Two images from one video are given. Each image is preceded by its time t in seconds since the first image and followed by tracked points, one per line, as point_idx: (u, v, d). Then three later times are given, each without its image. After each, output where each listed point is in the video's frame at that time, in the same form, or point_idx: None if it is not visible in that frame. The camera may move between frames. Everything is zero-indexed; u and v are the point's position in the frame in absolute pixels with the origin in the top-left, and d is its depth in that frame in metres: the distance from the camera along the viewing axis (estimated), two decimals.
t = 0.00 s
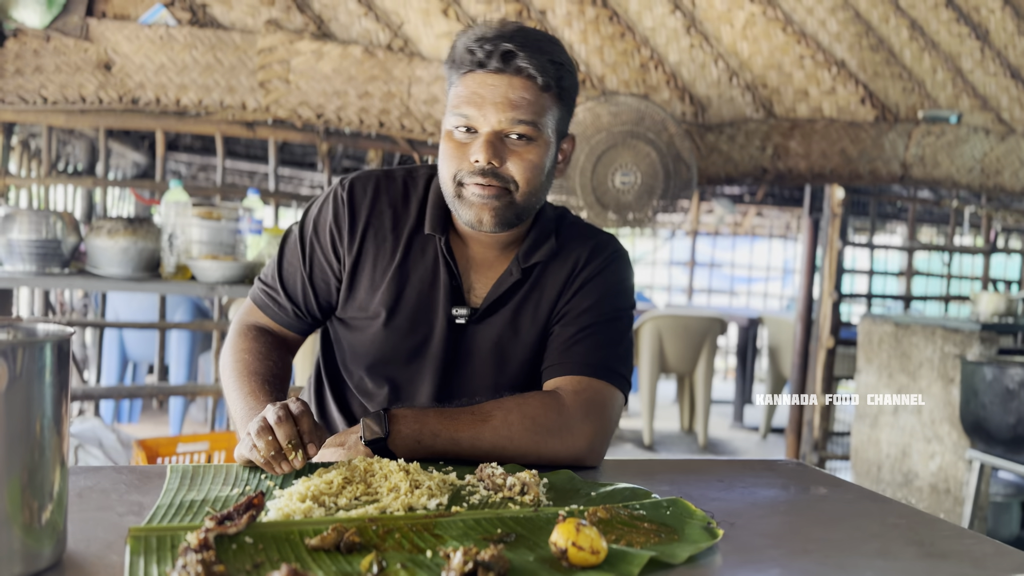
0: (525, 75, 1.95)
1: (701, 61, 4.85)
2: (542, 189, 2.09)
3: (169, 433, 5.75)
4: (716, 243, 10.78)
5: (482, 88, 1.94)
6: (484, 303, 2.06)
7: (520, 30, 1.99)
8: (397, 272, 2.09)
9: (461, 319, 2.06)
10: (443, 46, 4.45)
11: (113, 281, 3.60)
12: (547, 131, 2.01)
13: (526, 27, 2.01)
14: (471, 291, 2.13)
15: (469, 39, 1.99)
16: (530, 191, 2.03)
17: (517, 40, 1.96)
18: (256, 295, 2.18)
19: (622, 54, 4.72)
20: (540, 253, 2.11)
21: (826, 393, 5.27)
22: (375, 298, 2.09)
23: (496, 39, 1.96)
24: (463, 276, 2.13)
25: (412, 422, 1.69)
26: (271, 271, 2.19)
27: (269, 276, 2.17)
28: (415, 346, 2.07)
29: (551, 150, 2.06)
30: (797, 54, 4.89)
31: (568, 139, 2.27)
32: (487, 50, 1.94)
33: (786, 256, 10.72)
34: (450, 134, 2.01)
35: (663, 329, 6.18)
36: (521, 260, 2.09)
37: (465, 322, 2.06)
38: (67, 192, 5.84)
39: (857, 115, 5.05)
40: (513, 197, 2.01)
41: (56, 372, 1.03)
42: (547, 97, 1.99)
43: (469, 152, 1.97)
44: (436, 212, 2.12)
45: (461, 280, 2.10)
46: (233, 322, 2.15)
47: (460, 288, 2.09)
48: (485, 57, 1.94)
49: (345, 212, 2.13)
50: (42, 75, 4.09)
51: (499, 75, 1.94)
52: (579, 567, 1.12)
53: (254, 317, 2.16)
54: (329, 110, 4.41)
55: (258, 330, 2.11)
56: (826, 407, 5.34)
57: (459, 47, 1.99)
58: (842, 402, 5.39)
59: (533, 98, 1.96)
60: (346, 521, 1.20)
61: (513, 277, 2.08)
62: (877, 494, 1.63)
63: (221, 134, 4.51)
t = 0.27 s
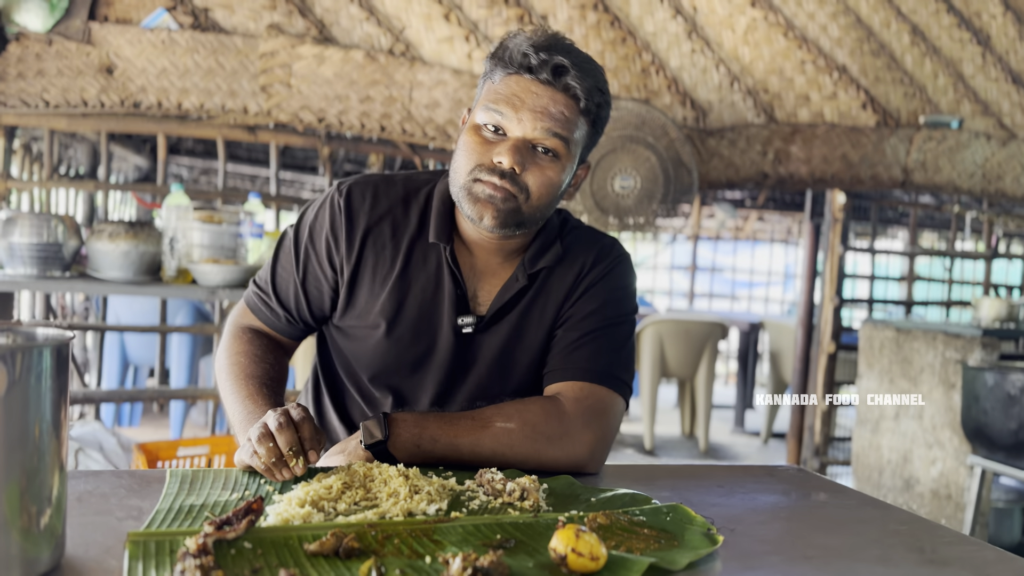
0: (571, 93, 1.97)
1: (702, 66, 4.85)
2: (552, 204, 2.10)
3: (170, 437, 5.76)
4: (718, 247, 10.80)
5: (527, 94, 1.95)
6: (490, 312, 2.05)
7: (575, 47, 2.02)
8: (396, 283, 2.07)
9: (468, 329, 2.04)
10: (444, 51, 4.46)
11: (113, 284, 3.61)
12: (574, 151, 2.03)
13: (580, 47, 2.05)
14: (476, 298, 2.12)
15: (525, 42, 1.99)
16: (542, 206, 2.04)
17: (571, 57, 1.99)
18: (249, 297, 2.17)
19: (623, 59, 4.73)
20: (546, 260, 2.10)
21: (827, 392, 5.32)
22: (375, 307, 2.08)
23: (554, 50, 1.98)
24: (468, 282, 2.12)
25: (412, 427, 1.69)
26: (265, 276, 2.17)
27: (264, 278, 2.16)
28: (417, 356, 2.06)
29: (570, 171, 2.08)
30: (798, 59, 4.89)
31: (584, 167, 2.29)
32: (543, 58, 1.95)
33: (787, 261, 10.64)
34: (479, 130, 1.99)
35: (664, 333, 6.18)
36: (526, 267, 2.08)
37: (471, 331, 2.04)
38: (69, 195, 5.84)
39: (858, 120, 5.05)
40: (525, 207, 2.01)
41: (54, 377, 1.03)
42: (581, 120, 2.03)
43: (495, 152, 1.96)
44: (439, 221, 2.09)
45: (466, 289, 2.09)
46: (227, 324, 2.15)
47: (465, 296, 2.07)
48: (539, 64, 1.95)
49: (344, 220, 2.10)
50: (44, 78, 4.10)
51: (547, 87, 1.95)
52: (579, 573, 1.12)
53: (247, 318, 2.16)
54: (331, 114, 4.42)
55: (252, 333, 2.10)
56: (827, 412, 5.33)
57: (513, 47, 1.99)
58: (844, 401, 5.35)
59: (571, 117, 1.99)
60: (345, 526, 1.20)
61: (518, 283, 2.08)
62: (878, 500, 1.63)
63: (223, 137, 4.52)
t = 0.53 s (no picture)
0: (572, 112, 1.93)
1: (704, 70, 4.85)
2: (549, 221, 2.07)
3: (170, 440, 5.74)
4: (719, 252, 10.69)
5: (528, 112, 1.90)
6: (490, 322, 2.05)
7: (579, 63, 1.97)
8: (387, 297, 2.05)
9: (469, 341, 2.03)
10: (446, 55, 4.47)
11: (114, 287, 3.61)
12: (572, 170, 2.00)
13: (584, 62, 1.99)
14: (475, 306, 2.11)
15: (528, 55, 1.94)
16: (537, 224, 2.01)
17: (575, 75, 1.94)
18: (240, 302, 2.16)
19: (624, 63, 4.73)
20: (544, 266, 2.09)
21: (827, 393, 5.31)
22: (368, 319, 2.07)
23: (558, 67, 1.93)
24: (467, 289, 2.12)
25: (412, 433, 1.69)
26: (255, 284, 2.15)
27: (254, 285, 2.14)
28: (414, 367, 2.06)
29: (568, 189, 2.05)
30: (800, 64, 4.89)
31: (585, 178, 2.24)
32: (546, 76, 1.90)
33: (788, 265, 10.68)
34: (477, 145, 1.95)
35: (665, 337, 6.17)
36: (525, 275, 2.07)
37: (472, 342, 2.04)
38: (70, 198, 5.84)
39: (860, 124, 5.05)
40: (520, 226, 1.98)
41: (53, 381, 1.02)
42: (582, 139, 1.99)
43: (493, 170, 1.92)
44: (433, 233, 2.06)
45: (465, 299, 2.07)
46: (218, 327, 2.15)
47: (465, 309, 2.05)
48: (542, 82, 1.90)
49: (334, 231, 2.07)
50: (46, 82, 4.11)
51: (550, 106, 1.91)
52: None
53: (238, 323, 2.15)
54: (332, 117, 4.41)
55: (245, 337, 2.11)
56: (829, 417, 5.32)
57: (516, 61, 1.94)
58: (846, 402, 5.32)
59: (571, 137, 1.95)
60: (346, 530, 1.20)
61: (518, 290, 2.06)
62: (880, 506, 1.62)
63: (224, 141, 4.52)
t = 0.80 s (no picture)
0: (564, 116, 1.92)
1: (705, 74, 4.86)
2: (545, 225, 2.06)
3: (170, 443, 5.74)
4: (720, 254, 10.74)
5: (521, 117, 1.88)
6: (485, 325, 2.04)
7: (567, 66, 1.96)
8: (381, 303, 2.05)
9: (464, 345, 2.03)
10: (448, 58, 4.47)
11: (115, 289, 3.62)
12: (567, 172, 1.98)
13: (571, 64, 1.98)
14: (470, 310, 2.11)
15: (515, 62, 1.93)
16: (535, 228, 2.00)
17: (564, 78, 1.93)
18: (234, 310, 2.17)
19: (625, 66, 4.73)
20: (539, 269, 2.09)
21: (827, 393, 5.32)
22: (362, 325, 2.06)
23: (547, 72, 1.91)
24: (462, 293, 2.11)
25: (413, 436, 1.68)
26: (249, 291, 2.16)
27: (248, 293, 2.15)
28: (410, 371, 2.05)
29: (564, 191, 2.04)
30: (801, 67, 4.90)
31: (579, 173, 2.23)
32: (536, 81, 1.89)
33: (788, 268, 10.79)
34: (469, 153, 1.94)
35: (665, 340, 6.17)
36: (521, 278, 2.07)
37: (467, 347, 2.03)
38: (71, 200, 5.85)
39: (861, 128, 5.05)
40: (518, 232, 1.98)
41: (54, 383, 1.02)
42: (575, 141, 1.97)
43: (488, 178, 1.91)
44: (426, 239, 2.05)
45: (460, 303, 2.07)
46: (214, 333, 2.17)
47: (459, 313, 2.05)
48: (532, 88, 1.89)
49: (326, 237, 2.07)
50: (48, 84, 4.11)
51: (542, 111, 1.89)
52: None
53: (234, 331, 2.16)
54: (333, 120, 4.41)
55: (240, 343, 2.12)
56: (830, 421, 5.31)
57: (503, 68, 1.93)
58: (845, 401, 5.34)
59: (565, 140, 1.93)
60: (346, 534, 1.20)
61: (513, 293, 2.06)
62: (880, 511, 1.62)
63: (225, 143, 4.52)
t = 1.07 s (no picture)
0: (549, 99, 1.91)
1: (705, 76, 4.86)
2: (543, 213, 2.06)
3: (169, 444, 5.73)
4: (721, 256, 10.72)
5: (504, 104, 1.88)
6: (478, 325, 2.04)
7: (544, 49, 1.95)
8: (376, 304, 2.05)
9: (458, 344, 2.02)
10: (448, 59, 4.47)
11: (115, 290, 3.62)
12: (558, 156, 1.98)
13: (549, 48, 1.97)
14: (464, 310, 2.10)
15: (492, 52, 1.93)
16: (533, 214, 2.00)
17: (543, 61, 1.92)
18: (233, 317, 2.18)
19: (626, 68, 4.73)
20: (534, 269, 2.08)
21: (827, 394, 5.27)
22: (357, 326, 2.06)
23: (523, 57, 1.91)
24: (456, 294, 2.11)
25: (413, 440, 1.68)
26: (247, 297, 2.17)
27: (246, 299, 2.16)
28: (406, 372, 2.05)
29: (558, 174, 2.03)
30: (802, 69, 4.90)
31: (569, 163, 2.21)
32: (514, 67, 1.89)
33: (789, 271, 10.78)
34: (459, 147, 1.94)
35: (666, 343, 6.16)
36: (515, 279, 2.06)
37: (461, 346, 2.03)
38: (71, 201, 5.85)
39: (862, 130, 5.04)
40: (516, 220, 1.98)
41: (53, 384, 1.02)
42: (562, 123, 1.97)
43: (481, 169, 1.92)
44: (420, 240, 2.05)
45: (454, 303, 2.07)
46: (213, 341, 2.18)
47: (454, 312, 2.04)
48: (512, 74, 1.88)
49: (320, 240, 2.07)
50: (48, 85, 4.12)
51: (524, 96, 1.89)
52: None
53: (234, 338, 2.16)
54: (334, 121, 4.41)
55: (239, 350, 2.12)
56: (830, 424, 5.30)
57: (481, 59, 1.93)
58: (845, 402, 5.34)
59: (552, 123, 1.93)
60: (345, 537, 1.20)
61: (507, 292, 2.06)
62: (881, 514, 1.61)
63: (226, 145, 4.52)
